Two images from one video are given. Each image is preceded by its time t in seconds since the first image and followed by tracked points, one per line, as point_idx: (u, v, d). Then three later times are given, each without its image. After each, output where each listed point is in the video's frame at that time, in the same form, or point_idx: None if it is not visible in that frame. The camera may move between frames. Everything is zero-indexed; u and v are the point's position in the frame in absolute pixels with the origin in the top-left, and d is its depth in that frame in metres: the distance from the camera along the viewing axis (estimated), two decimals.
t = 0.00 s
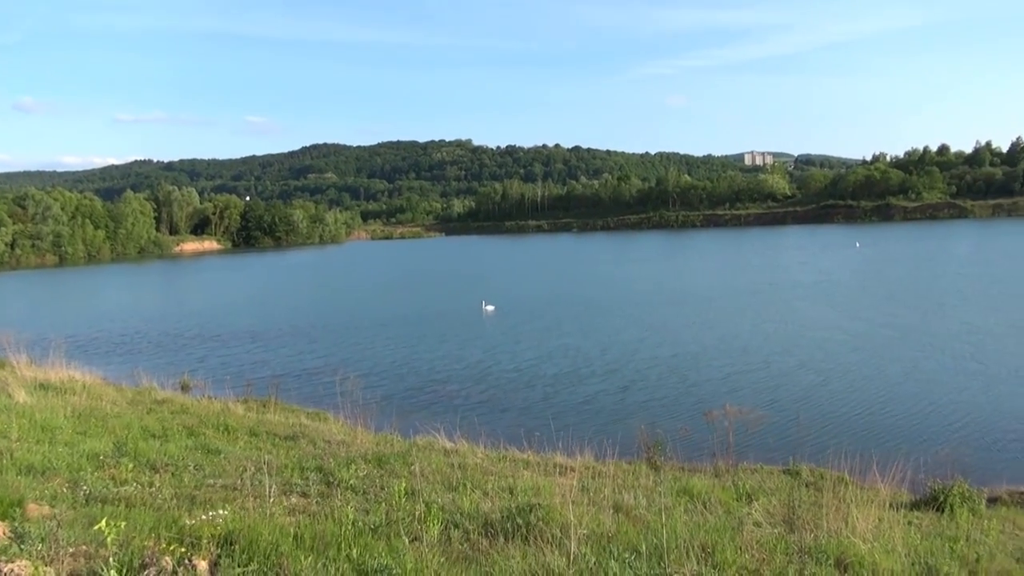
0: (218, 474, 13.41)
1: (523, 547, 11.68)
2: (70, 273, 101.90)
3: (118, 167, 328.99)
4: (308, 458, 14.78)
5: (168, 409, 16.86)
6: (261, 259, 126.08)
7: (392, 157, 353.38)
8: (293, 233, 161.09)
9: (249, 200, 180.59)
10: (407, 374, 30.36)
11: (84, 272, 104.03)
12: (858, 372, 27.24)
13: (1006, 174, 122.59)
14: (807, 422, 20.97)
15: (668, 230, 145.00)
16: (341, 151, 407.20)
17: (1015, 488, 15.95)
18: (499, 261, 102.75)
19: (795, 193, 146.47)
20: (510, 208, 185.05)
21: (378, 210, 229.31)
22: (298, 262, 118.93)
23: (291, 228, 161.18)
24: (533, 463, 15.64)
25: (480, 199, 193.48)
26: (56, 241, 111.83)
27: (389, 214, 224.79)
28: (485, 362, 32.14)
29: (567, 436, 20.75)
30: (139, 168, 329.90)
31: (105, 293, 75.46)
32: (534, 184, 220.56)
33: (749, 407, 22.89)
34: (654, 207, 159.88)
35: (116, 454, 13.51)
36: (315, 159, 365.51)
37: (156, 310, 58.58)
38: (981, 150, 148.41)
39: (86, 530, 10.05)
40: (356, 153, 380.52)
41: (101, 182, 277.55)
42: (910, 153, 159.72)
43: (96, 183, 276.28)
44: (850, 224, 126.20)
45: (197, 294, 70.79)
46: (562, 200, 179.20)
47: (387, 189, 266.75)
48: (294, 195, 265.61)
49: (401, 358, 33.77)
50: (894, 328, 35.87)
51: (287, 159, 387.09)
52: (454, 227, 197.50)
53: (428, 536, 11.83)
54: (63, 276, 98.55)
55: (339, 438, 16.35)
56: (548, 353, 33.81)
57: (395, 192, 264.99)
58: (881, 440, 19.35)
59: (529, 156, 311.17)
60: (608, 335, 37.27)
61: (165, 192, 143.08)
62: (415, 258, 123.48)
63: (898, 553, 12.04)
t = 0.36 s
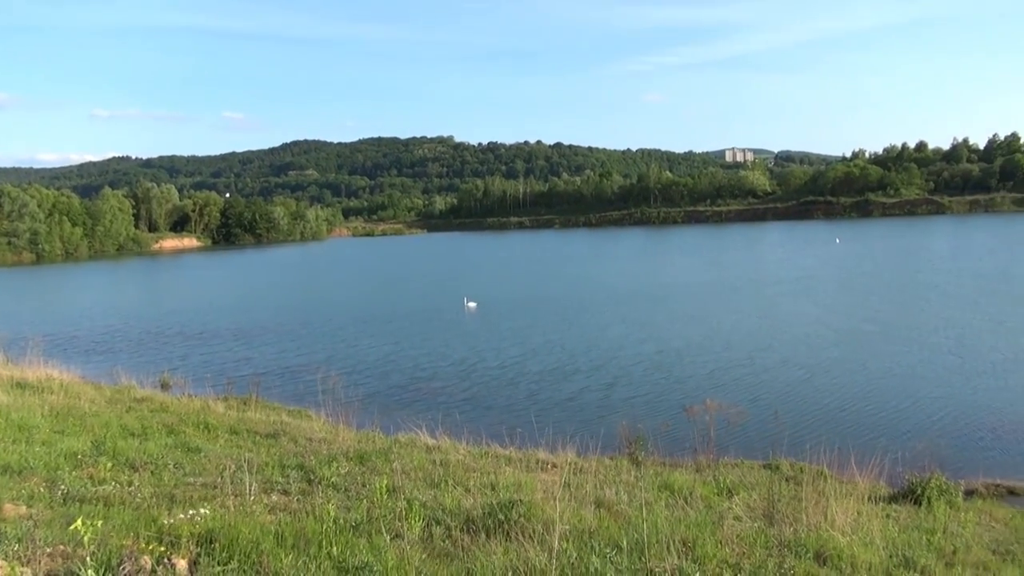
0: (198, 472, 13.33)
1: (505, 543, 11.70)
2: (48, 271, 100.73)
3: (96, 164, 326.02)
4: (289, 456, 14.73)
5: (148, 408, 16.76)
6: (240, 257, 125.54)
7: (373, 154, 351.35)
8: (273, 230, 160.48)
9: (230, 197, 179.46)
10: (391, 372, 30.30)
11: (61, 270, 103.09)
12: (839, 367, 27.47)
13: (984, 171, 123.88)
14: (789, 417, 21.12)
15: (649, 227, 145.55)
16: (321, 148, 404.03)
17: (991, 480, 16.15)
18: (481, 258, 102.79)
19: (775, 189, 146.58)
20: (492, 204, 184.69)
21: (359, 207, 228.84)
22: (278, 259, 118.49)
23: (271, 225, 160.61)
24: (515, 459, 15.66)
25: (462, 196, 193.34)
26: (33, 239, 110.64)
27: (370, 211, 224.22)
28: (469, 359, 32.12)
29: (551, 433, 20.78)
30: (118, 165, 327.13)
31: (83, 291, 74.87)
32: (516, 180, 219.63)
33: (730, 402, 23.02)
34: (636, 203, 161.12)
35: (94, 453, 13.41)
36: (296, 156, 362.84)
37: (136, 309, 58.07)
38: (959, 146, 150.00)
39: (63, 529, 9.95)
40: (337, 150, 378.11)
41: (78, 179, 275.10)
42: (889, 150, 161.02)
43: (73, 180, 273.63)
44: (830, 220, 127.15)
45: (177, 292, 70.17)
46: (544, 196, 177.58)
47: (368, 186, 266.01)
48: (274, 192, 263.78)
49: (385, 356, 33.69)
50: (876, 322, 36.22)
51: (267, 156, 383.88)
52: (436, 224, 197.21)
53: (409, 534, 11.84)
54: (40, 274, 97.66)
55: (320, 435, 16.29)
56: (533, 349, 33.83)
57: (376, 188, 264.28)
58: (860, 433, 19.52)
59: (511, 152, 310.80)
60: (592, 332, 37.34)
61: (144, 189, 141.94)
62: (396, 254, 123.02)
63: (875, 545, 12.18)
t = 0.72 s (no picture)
0: (179, 472, 13.26)
1: (487, 540, 11.70)
2: (26, 270, 99.55)
3: (73, 162, 322.50)
4: (270, 455, 14.65)
5: (127, 407, 16.62)
6: (220, 254, 124.57)
7: (354, 151, 349.55)
8: (254, 227, 159.36)
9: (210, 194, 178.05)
10: (376, 370, 30.21)
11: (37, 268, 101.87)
12: (822, 362, 27.68)
13: (960, 167, 125.63)
14: (770, 413, 21.27)
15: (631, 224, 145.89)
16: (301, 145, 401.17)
17: (970, 473, 16.35)
18: (463, 255, 102.67)
19: (755, 185, 147.40)
20: (473, 202, 184.64)
21: (340, 204, 227.87)
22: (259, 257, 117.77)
23: (252, 223, 159.46)
24: (497, 456, 15.66)
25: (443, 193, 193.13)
26: (9, 237, 109.34)
27: (351, 208, 223.39)
28: (454, 357, 32.10)
29: (535, 430, 20.80)
30: (95, 163, 323.67)
31: (60, 290, 73.95)
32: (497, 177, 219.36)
33: (713, 397, 23.14)
34: (617, 200, 160.98)
35: (72, 453, 13.29)
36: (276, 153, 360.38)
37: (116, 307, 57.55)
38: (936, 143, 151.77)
39: (40, 530, 9.86)
40: (318, 147, 375.97)
41: (54, 176, 271.88)
42: (868, 146, 162.34)
43: (48, 177, 270.30)
44: (810, 217, 127.99)
45: (157, 291, 69.57)
46: (525, 193, 179.39)
47: (349, 184, 264.89)
48: (255, 189, 261.75)
49: (370, 354, 33.62)
50: (858, 317, 36.59)
51: (246, 152, 380.71)
52: (417, 221, 196.89)
53: (390, 531, 11.81)
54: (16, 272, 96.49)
55: (301, 434, 16.22)
56: (517, 347, 33.84)
57: (357, 185, 263.25)
58: (839, 428, 19.70)
59: (493, 149, 310.41)
60: (577, 329, 37.40)
61: (122, 186, 140.56)
62: (377, 251, 122.69)
63: (854, 539, 12.29)
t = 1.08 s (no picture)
0: (158, 472, 13.17)
1: (469, 538, 11.71)
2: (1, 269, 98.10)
3: (49, 159, 318.46)
4: (251, 454, 14.57)
5: (106, 407, 16.48)
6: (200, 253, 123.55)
7: (335, 148, 347.74)
8: (234, 225, 158.12)
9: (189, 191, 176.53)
10: (360, 368, 30.15)
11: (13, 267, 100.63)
12: (805, 358, 27.90)
13: (937, 165, 126.25)
14: (752, 408, 21.43)
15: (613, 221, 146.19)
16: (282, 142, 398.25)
17: (947, 468, 16.53)
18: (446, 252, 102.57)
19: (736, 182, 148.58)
20: (455, 199, 184.60)
21: (321, 202, 226.68)
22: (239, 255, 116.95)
23: (232, 220, 158.19)
24: (479, 454, 15.64)
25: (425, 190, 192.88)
26: None
27: (332, 206, 222.40)
28: (439, 355, 32.07)
29: (519, 427, 20.83)
30: (72, 160, 319.91)
31: (37, 289, 73.04)
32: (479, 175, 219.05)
33: (696, 394, 23.27)
34: (599, 197, 160.84)
35: (50, 453, 13.17)
36: (256, 151, 357.75)
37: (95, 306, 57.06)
38: (914, 141, 152.73)
39: (17, 532, 9.77)
40: (299, 144, 373.40)
41: (30, 175, 268.41)
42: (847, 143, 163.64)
43: (24, 175, 266.81)
44: (790, 213, 128.80)
45: (136, 289, 68.97)
46: (507, 190, 179.78)
47: (330, 181, 263.61)
48: (235, 186, 259.73)
49: (354, 352, 33.55)
50: (839, 313, 36.92)
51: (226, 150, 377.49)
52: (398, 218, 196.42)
53: (371, 530, 11.79)
54: None
55: (283, 432, 16.17)
56: (503, 344, 33.86)
57: (338, 183, 262.12)
58: (820, 423, 19.85)
59: (475, 147, 309.86)
60: (562, 326, 37.46)
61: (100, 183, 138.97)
62: (359, 249, 122.20)
63: (834, 533, 12.39)
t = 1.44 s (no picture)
0: (139, 472, 13.08)
1: (452, 536, 11.70)
2: None
3: (27, 158, 315.27)
4: (232, 454, 14.51)
5: (86, 408, 16.33)
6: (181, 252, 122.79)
7: (317, 147, 346.27)
8: (215, 224, 157.22)
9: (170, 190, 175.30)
10: (344, 368, 30.06)
11: None
12: (789, 354, 28.06)
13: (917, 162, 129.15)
14: (735, 405, 21.55)
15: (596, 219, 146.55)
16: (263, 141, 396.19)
17: (926, 462, 16.69)
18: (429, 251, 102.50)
19: (717, 181, 149.57)
20: (438, 198, 184.49)
21: (303, 201, 225.82)
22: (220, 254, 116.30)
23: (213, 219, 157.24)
24: (463, 453, 15.61)
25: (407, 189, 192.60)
26: None
27: (314, 205, 221.61)
28: (425, 354, 32.06)
29: (503, 426, 20.82)
30: (50, 159, 316.86)
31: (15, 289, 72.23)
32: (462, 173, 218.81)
33: (679, 391, 23.37)
34: (582, 195, 160.91)
35: (28, 455, 13.03)
36: (237, 149, 355.66)
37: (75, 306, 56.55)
38: (894, 138, 154.88)
39: None
40: (280, 142, 371.57)
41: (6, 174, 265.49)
42: (828, 142, 164.77)
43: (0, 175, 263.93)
44: (772, 211, 129.59)
45: (116, 289, 68.36)
46: (490, 189, 179.81)
47: (312, 179, 262.63)
48: (215, 185, 257.92)
49: (339, 351, 33.46)
50: (823, 310, 37.18)
51: (208, 149, 375.26)
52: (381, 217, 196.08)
53: (354, 529, 11.76)
54: None
55: (265, 432, 16.10)
56: (489, 343, 33.88)
57: (320, 181, 261.30)
58: (801, 419, 19.98)
59: (457, 145, 309.68)
60: (548, 324, 37.53)
61: (79, 183, 138.08)
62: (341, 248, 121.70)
63: (814, 528, 12.47)
